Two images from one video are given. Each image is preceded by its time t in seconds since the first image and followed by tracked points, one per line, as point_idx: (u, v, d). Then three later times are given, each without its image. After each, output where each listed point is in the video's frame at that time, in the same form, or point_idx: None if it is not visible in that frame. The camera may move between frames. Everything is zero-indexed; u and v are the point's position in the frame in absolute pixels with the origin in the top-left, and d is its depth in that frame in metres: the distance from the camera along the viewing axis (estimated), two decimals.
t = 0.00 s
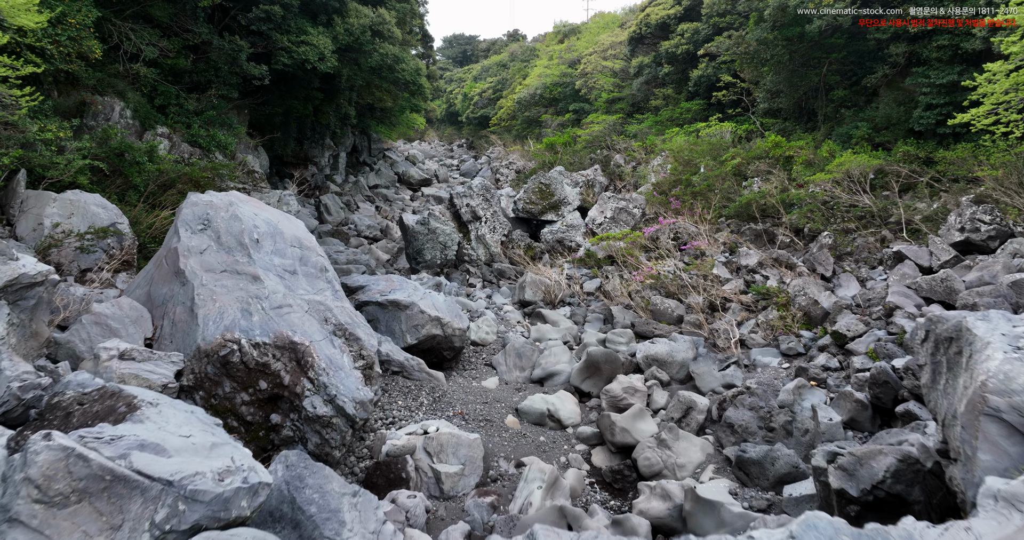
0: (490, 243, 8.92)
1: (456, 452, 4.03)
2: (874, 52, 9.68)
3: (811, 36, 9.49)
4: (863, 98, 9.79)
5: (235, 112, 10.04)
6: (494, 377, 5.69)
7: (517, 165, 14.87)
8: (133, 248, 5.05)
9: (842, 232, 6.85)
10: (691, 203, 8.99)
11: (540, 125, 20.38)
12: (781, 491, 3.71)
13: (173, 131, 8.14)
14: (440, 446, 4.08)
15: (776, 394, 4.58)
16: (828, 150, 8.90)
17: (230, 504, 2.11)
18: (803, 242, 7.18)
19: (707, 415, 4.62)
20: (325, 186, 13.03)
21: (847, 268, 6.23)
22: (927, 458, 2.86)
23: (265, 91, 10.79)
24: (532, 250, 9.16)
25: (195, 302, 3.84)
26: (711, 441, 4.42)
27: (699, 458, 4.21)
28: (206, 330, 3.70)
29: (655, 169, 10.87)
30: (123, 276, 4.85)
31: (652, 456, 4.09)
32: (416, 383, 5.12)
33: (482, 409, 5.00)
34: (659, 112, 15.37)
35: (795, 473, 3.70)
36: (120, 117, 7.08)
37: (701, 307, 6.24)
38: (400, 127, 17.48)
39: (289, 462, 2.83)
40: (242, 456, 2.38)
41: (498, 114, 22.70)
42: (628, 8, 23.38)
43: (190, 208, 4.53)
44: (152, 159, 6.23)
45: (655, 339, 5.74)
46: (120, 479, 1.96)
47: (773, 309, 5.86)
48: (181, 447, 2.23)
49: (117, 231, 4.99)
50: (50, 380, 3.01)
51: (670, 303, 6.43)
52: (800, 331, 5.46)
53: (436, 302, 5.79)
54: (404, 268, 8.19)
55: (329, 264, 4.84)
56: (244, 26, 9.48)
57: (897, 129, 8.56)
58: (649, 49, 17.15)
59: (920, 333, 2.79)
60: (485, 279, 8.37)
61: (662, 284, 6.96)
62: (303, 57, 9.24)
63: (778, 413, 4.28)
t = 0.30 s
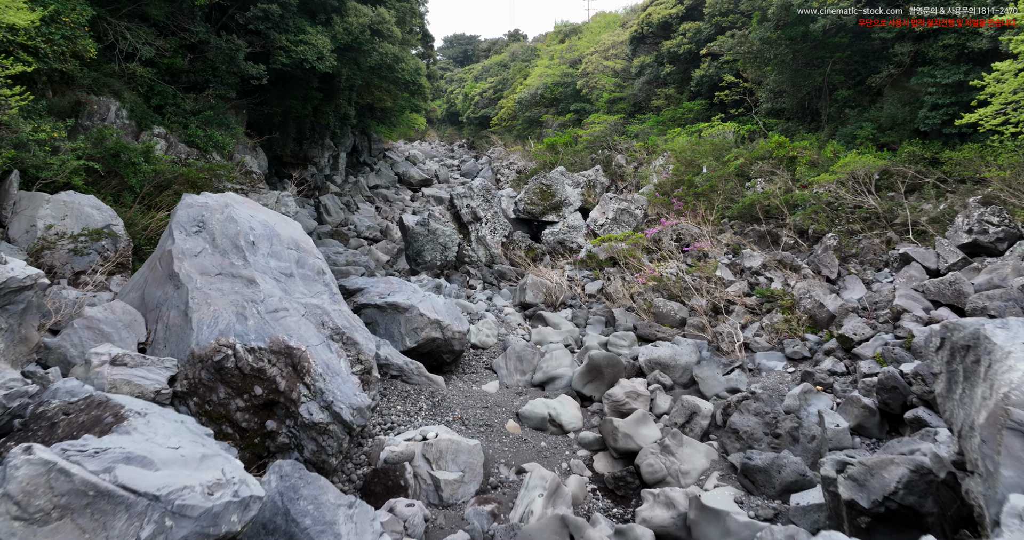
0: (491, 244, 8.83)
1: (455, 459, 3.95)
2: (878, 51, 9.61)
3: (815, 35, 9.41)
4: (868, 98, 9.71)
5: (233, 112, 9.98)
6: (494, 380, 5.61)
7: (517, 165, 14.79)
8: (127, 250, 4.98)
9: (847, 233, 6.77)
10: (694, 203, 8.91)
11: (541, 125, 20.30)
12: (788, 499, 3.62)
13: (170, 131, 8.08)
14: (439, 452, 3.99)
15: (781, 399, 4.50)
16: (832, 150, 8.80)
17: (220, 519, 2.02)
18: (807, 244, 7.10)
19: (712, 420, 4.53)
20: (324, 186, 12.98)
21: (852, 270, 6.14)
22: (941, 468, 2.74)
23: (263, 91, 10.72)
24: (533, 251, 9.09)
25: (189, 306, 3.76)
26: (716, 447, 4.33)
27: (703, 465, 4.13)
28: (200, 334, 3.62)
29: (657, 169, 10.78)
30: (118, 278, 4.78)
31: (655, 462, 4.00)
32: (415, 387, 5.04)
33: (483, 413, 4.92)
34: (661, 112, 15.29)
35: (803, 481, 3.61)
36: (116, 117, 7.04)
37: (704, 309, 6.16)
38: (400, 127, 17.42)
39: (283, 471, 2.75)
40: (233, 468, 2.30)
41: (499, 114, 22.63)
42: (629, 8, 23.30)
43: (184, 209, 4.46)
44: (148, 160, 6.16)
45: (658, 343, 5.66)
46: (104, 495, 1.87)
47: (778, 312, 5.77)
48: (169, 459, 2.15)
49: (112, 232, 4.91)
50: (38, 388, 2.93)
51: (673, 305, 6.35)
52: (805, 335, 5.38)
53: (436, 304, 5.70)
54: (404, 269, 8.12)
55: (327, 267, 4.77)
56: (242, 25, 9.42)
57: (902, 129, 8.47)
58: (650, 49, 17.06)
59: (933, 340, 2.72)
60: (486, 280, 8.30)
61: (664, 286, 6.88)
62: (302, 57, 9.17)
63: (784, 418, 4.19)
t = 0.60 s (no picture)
0: (491, 245, 8.74)
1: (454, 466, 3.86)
2: (883, 51, 9.54)
3: (819, 35, 9.34)
4: (872, 98, 9.64)
5: (230, 112, 9.92)
6: (495, 384, 5.53)
7: (518, 166, 14.70)
8: (122, 252, 4.91)
9: (852, 235, 6.69)
10: (696, 204, 8.83)
11: (542, 125, 20.21)
12: (795, 508, 3.52)
13: (167, 131, 8.03)
14: (439, 459, 3.91)
15: (787, 404, 4.41)
16: (837, 150, 8.71)
17: (208, 535, 1.94)
18: (811, 245, 7.02)
19: (716, 426, 4.44)
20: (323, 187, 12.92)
21: (858, 272, 6.05)
22: (955, 479, 2.66)
23: (262, 91, 10.66)
24: (534, 253, 9.01)
25: (183, 310, 3.68)
26: (720, 454, 4.24)
27: (707, 472, 4.03)
28: (194, 339, 3.53)
29: (659, 169, 10.67)
30: (112, 281, 4.70)
31: (659, 469, 3.92)
32: (414, 392, 4.96)
33: (483, 418, 4.83)
34: (663, 112, 15.21)
35: (810, 490, 3.52)
36: (112, 117, 6.99)
37: (707, 312, 6.08)
38: (401, 128, 17.35)
39: (277, 482, 2.67)
40: (223, 481, 2.22)
41: (500, 114, 22.55)
42: (630, 7, 23.20)
43: (179, 211, 4.38)
44: (144, 160, 6.09)
45: (661, 346, 5.58)
46: (88, 511, 1.77)
47: (783, 315, 5.69)
48: (157, 472, 2.08)
49: (106, 234, 4.84)
50: (25, 395, 2.85)
51: (676, 308, 6.27)
52: (811, 338, 5.29)
53: (435, 307, 5.62)
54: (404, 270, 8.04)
55: (324, 269, 4.69)
56: (240, 24, 9.37)
57: (907, 129, 8.38)
58: (652, 49, 16.95)
59: (947, 347, 2.64)
60: (486, 282, 8.22)
61: (667, 288, 6.80)
62: (300, 56, 9.10)
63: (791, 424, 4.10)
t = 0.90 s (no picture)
0: (492, 246, 8.66)
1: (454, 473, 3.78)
2: (888, 50, 9.47)
3: (823, 34, 9.25)
4: (876, 98, 9.55)
5: (228, 112, 9.86)
6: (495, 388, 5.44)
7: (519, 166, 14.62)
8: (117, 254, 4.84)
9: (857, 236, 6.61)
10: (699, 205, 8.75)
11: (543, 125, 20.12)
12: (802, 517, 3.44)
13: (164, 131, 7.98)
14: (437, 466, 3.82)
15: (793, 410, 4.32)
16: (841, 151, 8.61)
17: None
18: (816, 247, 6.94)
19: (720, 431, 4.35)
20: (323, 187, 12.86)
21: (864, 274, 5.96)
22: (970, 491, 2.57)
23: (260, 90, 10.59)
24: (535, 254, 8.93)
25: (176, 314, 3.59)
26: (725, 460, 4.15)
27: (712, 479, 3.94)
28: (188, 343, 3.45)
29: (661, 170, 10.56)
30: (106, 283, 4.63)
31: (662, 476, 3.84)
32: (414, 396, 4.88)
33: (483, 423, 4.75)
34: (665, 112, 15.13)
35: (819, 498, 3.42)
36: (107, 117, 6.94)
37: (711, 315, 6.00)
38: (401, 128, 17.29)
39: (269, 494, 2.60)
40: (213, 495, 2.15)
41: (500, 114, 22.49)
42: (632, 7, 23.11)
43: (173, 213, 4.31)
44: (140, 161, 6.03)
45: (663, 349, 5.50)
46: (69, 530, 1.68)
47: (788, 318, 5.60)
48: (144, 486, 2.00)
49: (100, 236, 4.76)
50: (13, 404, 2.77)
51: (679, 310, 6.19)
52: (816, 342, 5.20)
53: (435, 310, 5.54)
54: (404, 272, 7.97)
55: (321, 272, 4.62)
56: (238, 24, 9.31)
57: (913, 129, 8.30)
58: (654, 48, 16.84)
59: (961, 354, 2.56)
60: (487, 284, 8.15)
61: (670, 291, 6.72)
62: (299, 55, 9.03)
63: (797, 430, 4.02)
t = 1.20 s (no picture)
0: (492, 248, 8.58)
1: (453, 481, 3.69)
2: (893, 49, 9.39)
3: (827, 34, 9.15)
4: (881, 97, 9.47)
5: (226, 112, 9.79)
6: (495, 392, 5.36)
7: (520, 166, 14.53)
8: (111, 256, 4.76)
9: (862, 238, 6.52)
10: (701, 206, 8.67)
11: (544, 125, 20.03)
12: (810, 527, 3.34)
13: (161, 131, 7.92)
14: (437, 474, 3.74)
15: (799, 416, 4.24)
16: (845, 151, 8.51)
17: None
18: (820, 249, 6.86)
19: (725, 437, 4.27)
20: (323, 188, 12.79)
21: (870, 276, 5.88)
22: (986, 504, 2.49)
23: (259, 90, 10.52)
24: (536, 255, 8.84)
25: (169, 318, 3.50)
26: (730, 467, 4.07)
27: (717, 487, 3.85)
28: (181, 348, 3.35)
29: (663, 170, 10.47)
30: (100, 286, 4.55)
31: (666, 483, 3.75)
32: (413, 401, 4.81)
33: (483, 429, 4.66)
34: (666, 112, 15.04)
35: (826, 508, 3.34)
36: (102, 117, 6.89)
37: (714, 318, 5.91)
38: (401, 128, 17.21)
39: (260, 506, 2.53)
40: (201, 510, 2.08)
41: (501, 114, 22.42)
42: (633, 6, 23.01)
43: (167, 215, 4.23)
44: (135, 162, 5.96)
45: (667, 353, 5.41)
46: None
47: (793, 321, 5.51)
48: (129, 501, 1.92)
49: (94, 238, 4.69)
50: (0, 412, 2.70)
51: (682, 313, 6.11)
52: (822, 346, 5.12)
53: (434, 313, 5.46)
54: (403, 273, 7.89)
55: (318, 275, 4.54)
56: (235, 23, 9.24)
57: (918, 129, 8.22)
58: (655, 48, 16.73)
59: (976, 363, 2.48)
60: (487, 285, 8.07)
61: (673, 293, 6.64)
62: (297, 55, 8.95)
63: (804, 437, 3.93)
